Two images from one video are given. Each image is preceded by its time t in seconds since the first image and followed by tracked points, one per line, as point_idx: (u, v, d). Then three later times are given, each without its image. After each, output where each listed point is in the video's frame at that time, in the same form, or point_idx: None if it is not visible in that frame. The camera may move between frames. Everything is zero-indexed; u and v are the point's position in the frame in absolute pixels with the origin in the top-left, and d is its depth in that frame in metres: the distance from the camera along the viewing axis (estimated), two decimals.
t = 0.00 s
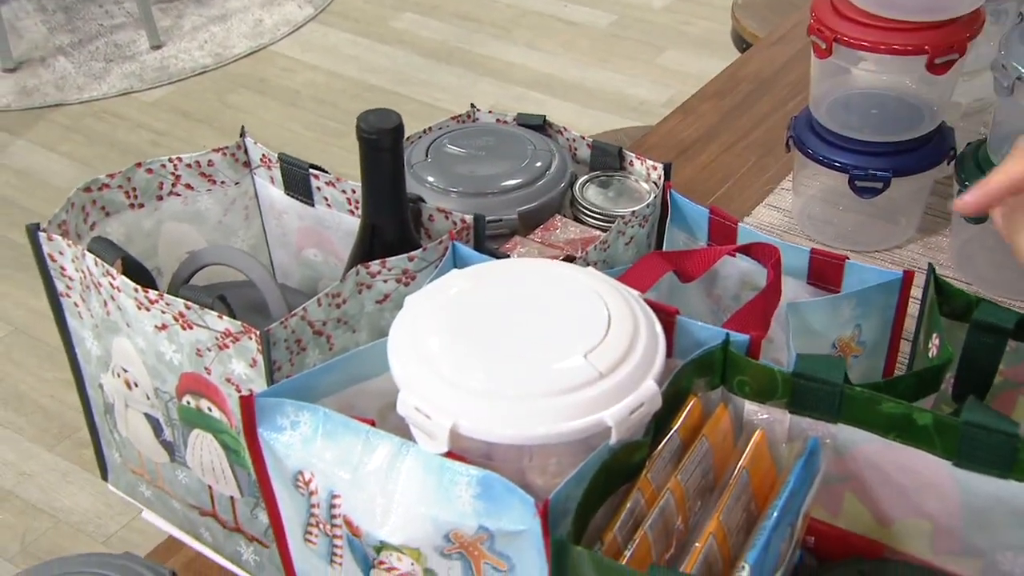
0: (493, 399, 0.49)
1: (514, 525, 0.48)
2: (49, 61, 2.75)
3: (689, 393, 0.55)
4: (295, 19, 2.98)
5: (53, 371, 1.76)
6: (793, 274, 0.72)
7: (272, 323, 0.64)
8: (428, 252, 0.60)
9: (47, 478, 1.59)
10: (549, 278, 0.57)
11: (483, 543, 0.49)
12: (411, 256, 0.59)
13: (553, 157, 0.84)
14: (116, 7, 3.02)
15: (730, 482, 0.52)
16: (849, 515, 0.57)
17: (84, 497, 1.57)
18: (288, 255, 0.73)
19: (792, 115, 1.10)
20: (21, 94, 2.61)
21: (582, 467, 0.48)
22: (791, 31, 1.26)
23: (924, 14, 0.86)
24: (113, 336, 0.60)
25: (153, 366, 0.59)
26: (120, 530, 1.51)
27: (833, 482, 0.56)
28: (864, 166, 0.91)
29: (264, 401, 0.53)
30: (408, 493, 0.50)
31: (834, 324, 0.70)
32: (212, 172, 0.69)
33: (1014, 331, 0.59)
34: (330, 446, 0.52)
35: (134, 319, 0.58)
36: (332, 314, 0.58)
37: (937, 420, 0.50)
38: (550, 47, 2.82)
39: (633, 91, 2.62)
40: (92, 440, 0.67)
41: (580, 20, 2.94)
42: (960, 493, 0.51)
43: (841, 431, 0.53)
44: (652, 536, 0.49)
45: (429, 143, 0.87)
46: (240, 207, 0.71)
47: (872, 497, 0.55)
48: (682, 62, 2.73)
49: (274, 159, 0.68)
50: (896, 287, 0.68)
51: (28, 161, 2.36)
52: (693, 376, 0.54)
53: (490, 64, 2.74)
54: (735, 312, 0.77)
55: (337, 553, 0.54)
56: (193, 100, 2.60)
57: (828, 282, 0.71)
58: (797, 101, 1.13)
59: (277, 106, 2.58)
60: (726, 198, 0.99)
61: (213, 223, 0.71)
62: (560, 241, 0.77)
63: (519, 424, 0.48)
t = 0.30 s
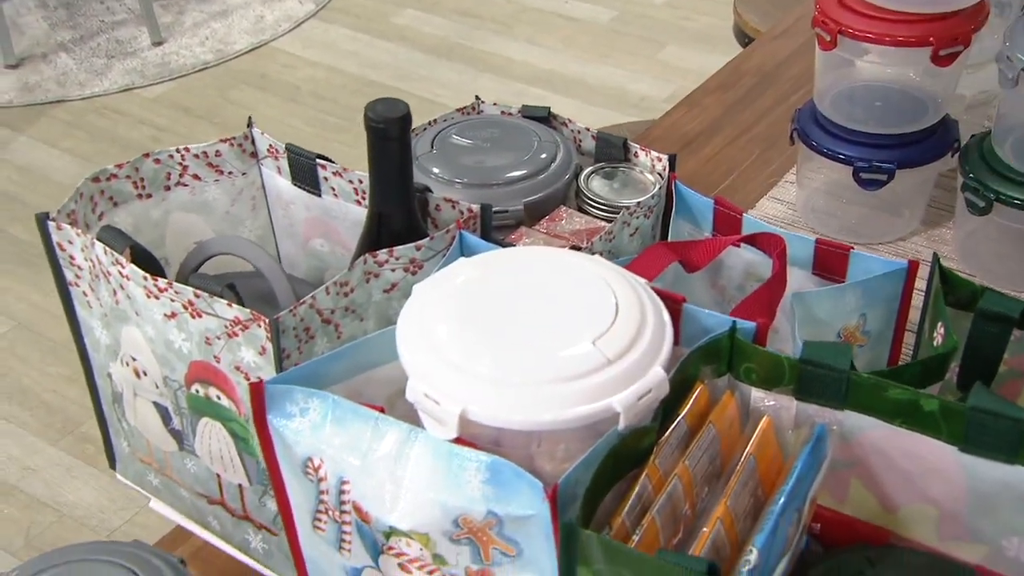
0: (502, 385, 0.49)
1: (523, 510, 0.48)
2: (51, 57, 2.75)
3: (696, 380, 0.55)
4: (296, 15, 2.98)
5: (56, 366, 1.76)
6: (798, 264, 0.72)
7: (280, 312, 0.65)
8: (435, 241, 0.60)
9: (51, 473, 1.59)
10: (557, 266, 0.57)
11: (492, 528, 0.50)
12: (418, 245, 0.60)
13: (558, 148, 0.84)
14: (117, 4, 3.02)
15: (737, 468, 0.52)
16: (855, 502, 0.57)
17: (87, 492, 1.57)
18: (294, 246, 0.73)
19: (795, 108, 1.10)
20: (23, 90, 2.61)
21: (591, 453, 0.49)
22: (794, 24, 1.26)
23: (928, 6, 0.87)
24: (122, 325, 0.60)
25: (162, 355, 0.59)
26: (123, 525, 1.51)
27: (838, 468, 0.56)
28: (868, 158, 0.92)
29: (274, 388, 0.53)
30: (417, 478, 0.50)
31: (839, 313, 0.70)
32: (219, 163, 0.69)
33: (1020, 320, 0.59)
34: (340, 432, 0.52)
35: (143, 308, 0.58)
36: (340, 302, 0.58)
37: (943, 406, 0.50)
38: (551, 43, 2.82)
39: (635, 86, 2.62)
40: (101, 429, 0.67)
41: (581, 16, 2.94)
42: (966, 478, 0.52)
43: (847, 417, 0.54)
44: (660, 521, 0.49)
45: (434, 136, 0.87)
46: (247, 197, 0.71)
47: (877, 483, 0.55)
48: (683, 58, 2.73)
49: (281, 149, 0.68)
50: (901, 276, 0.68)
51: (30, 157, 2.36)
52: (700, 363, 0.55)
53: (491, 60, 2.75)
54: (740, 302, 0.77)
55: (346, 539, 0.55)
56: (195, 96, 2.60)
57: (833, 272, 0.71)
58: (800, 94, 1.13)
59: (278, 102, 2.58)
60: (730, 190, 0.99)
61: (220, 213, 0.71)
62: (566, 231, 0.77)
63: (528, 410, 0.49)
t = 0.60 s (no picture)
0: (522, 369, 0.49)
1: (543, 493, 0.49)
2: (56, 53, 2.75)
3: (714, 366, 0.55)
4: (301, 11, 2.98)
5: (63, 360, 1.77)
6: (812, 254, 0.73)
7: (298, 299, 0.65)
8: (452, 228, 0.60)
9: (59, 466, 1.60)
10: (576, 253, 0.57)
11: (511, 512, 0.50)
12: (435, 232, 0.60)
13: (571, 138, 0.85)
14: None
15: (756, 452, 0.52)
16: (872, 488, 0.57)
17: (95, 485, 1.57)
18: (309, 235, 0.74)
19: (805, 100, 1.10)
20: (28, 85, 2.61)
21: (611, 437, 0.49)
22: (803, 17, 1.26)
23: None
24: (140, 311, 0.60)
25: (180, 341, 0.60)
26: (131, 518, 1.52)
27: (856, 454, 0.56)
28: (879, 148, 0.91)
29: (293, 372, 0.53)
30: (436, 463, 0.51)
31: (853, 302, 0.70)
32: (235, 151, 0.69)
33: None
34: (359, 417, 0.53)
35: (162, 294, 0.58)
36: (358, 289, 0.59)
37: (962, 390, 0.50)
38: (555, 39, 2.82)
39: (639, 82, 2.61)
40: (117, 416, 0.67)
41: (584, 12, 2.94)
42: (984, 463, 0.52)
43: (865, 402, 0.54)
44: (679, 504, 0.49)
45: (447, 126, 0.87)
46: (262, 185, 0.71)
47: (895, 468, 0.55)
48: (687, 53, 2.73)
49: (297, 137, 0.69)
50: (916, 265, 0.68)
51: (36, 152, 2.36)
52: (718, 349, 0.55)
53: (495, 55, 2.75)
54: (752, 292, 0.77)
55: (365, 524, 0.55)
56: (200, 91, 2.60)
57: (847, 260, 0.71)
58: (809, 87, 1.13)
59: (283, 98, 2.58)
60: (740, 182, 0.99)
61: (235, 202, 0.71)
62: (580, 221, 0.77)
63: (548, 394, 0.49)
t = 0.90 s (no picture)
0: (548, 351, 0.50)
1: (569, 476, 0.49)
2: (62, 49, 2.75)
3: (738, 350, 0.56)
4: (306, 8, 2.98)
5: (71, 356, 1.77)
6: (831, 242, 0.73)
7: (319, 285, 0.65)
8: (473, 214, 0.61)
9: (68, 461, 1.60)
10: (600, 237, 0.57)
11: (537, 494, 0.50)
12: (457, 219, 0.60)
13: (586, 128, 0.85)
14: None
15: (780, 436, 0.53)
16: (894, 471, 0.58)
17: (103, 480, 1.57)
18: (328, 222, 0.74)
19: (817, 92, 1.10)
20: (35, 82, 2.61)
21: (637, 418, 0.49)
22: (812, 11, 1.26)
23: None
24: (163, 297, 0.61)
25: (204, 326, 0.60)
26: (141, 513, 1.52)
27: (879, 438, 0.56)
28: (893, 140, 0.94)
29: (319, 355, 0.54)
30: (462, 446, 0.51)
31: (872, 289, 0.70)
32: (255, 139, 0.69)
33: None
34: (384, 400, 0.53)
35: (186, 280, 0.58)
36: (380, 274, 0.59)
37: (988, 373, 0.50)
38: (560, 35, 2.81)
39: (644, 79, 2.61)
40: (138, 403, 0.68)
41: (589, 9, 2.94)
42: (1008, 445, 0.52)
43: (889, 385, 0.54)
44: (705, 486, 0.50)
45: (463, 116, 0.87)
46: (282, 173, 0.72)
47: (918, 452, 0.56)
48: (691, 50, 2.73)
49: (318, 125, 0.69)
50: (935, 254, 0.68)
51: (43, 149, 2.36)
52: (742, 333, 0.55)
53: (501, 52, 2.75)
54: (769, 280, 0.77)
55: (389, 507, 0.55)
56: (206, 88, 2.60)
57: (866, 249, 0.71)
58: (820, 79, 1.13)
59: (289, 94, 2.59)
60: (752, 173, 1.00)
61: (255, 189, 0.71)
62: (597, 210, 0.76)
63: (574, 376, 0.49)
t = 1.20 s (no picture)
0: (567, 327, 0.51)
1: (588, 449, 0.50)
2: (71, 51, 2.77)
3: (750, 328, 0.57)
4: (310, 11, 3.00)
5: (83, 349, 1.79)
6: (836, 227, 0.74)
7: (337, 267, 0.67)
8: (489, 198, 0.62)
9: (80, 452, 1.62)
10: (615, 218, 0.59)
11: (556, 468, 0.51)
12: (473, 202, 0.61)
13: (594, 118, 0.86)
14: None
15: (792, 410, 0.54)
16: (902, 447, 0.59)
17: (115, 470, 1.59)
18: (344, 209, 0.76)
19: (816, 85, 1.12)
20: (44, 83, 2.63)
21: (654, 393, 0.50)
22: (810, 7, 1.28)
23: None
24: (186, 280, 0.62)
25: (226, 308, 0.61)
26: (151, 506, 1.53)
27: (889, 414, 0.58)
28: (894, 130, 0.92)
29: (341, 334, 0.55)
30: (481, 421, 0.52)
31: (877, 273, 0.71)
32: (273, 127, 0.71)
33: None
34: (405, 377, 0.54)
35: (209, 262, 0.60)
36: (399, 256, 0.60)
37: (996, 348, 0.51)
38: (559, 37, 2.83)
39: (642, 79, 2.62)
40: (160, 384, 0.69)
41: (586, 11, 2.96)
42: (1015, 419, 0.53)
43: (899, 361, 0.55)
44: (720, 460, 0.51)
45: (478, 107, 0.88)
46: (299, 160, 0.73)
47: (926, 427, 0.57)
48: (687, 51, 2.75)
49: (335, 112, 0.70)
50: (938, 238, 0.69)
51: (53, 148, 2.38)
52: (753, 312, 0.57)
53: (502, 53, 2.76)
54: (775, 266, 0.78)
55: (409, 483, 0.56)
56: (212, 89, 2.62)
57: (870, 234, 0.72)
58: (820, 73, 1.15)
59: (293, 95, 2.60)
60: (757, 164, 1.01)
61: (273, 176, 0.73)
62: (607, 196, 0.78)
63: (592, 351, 0.50)
